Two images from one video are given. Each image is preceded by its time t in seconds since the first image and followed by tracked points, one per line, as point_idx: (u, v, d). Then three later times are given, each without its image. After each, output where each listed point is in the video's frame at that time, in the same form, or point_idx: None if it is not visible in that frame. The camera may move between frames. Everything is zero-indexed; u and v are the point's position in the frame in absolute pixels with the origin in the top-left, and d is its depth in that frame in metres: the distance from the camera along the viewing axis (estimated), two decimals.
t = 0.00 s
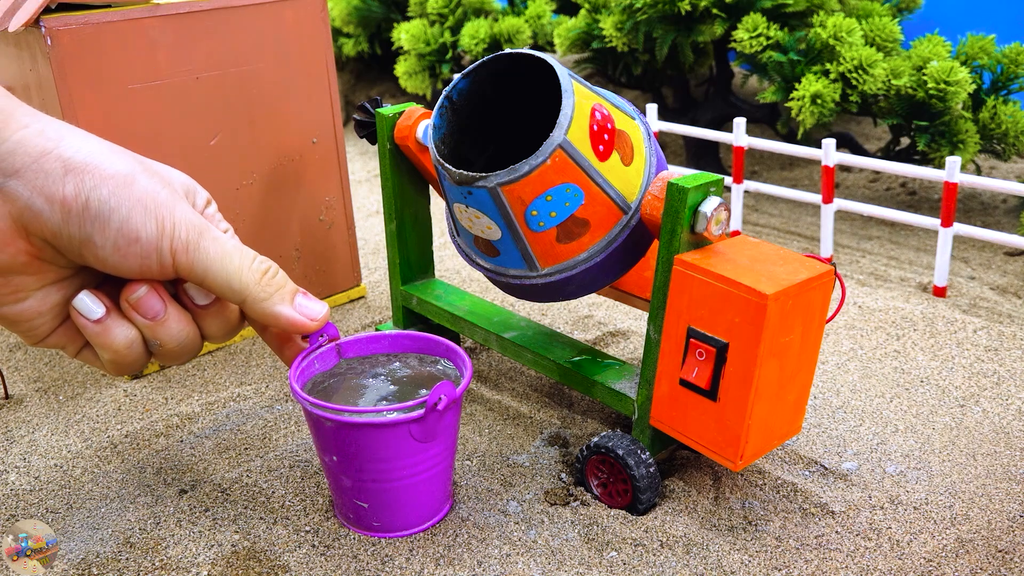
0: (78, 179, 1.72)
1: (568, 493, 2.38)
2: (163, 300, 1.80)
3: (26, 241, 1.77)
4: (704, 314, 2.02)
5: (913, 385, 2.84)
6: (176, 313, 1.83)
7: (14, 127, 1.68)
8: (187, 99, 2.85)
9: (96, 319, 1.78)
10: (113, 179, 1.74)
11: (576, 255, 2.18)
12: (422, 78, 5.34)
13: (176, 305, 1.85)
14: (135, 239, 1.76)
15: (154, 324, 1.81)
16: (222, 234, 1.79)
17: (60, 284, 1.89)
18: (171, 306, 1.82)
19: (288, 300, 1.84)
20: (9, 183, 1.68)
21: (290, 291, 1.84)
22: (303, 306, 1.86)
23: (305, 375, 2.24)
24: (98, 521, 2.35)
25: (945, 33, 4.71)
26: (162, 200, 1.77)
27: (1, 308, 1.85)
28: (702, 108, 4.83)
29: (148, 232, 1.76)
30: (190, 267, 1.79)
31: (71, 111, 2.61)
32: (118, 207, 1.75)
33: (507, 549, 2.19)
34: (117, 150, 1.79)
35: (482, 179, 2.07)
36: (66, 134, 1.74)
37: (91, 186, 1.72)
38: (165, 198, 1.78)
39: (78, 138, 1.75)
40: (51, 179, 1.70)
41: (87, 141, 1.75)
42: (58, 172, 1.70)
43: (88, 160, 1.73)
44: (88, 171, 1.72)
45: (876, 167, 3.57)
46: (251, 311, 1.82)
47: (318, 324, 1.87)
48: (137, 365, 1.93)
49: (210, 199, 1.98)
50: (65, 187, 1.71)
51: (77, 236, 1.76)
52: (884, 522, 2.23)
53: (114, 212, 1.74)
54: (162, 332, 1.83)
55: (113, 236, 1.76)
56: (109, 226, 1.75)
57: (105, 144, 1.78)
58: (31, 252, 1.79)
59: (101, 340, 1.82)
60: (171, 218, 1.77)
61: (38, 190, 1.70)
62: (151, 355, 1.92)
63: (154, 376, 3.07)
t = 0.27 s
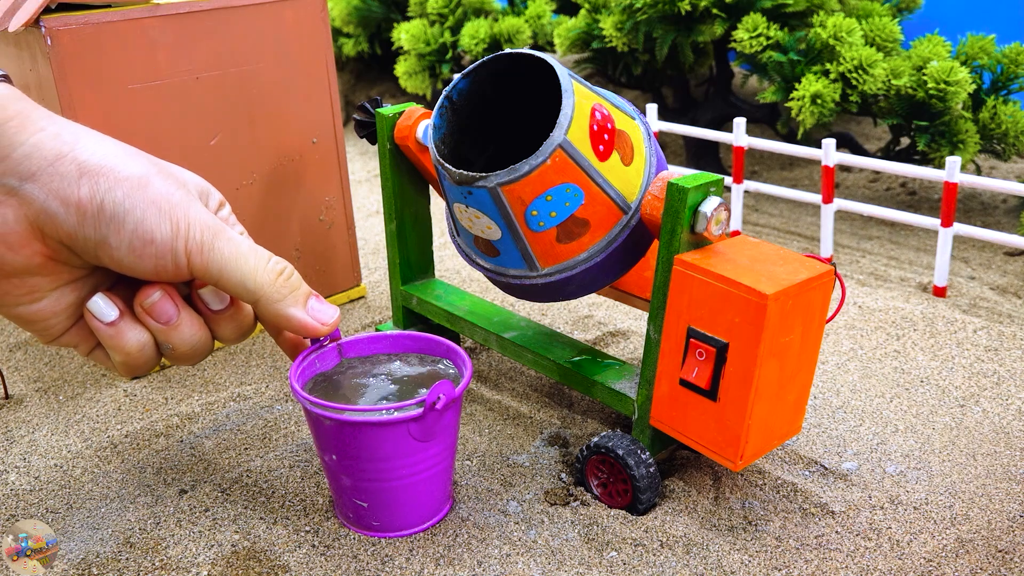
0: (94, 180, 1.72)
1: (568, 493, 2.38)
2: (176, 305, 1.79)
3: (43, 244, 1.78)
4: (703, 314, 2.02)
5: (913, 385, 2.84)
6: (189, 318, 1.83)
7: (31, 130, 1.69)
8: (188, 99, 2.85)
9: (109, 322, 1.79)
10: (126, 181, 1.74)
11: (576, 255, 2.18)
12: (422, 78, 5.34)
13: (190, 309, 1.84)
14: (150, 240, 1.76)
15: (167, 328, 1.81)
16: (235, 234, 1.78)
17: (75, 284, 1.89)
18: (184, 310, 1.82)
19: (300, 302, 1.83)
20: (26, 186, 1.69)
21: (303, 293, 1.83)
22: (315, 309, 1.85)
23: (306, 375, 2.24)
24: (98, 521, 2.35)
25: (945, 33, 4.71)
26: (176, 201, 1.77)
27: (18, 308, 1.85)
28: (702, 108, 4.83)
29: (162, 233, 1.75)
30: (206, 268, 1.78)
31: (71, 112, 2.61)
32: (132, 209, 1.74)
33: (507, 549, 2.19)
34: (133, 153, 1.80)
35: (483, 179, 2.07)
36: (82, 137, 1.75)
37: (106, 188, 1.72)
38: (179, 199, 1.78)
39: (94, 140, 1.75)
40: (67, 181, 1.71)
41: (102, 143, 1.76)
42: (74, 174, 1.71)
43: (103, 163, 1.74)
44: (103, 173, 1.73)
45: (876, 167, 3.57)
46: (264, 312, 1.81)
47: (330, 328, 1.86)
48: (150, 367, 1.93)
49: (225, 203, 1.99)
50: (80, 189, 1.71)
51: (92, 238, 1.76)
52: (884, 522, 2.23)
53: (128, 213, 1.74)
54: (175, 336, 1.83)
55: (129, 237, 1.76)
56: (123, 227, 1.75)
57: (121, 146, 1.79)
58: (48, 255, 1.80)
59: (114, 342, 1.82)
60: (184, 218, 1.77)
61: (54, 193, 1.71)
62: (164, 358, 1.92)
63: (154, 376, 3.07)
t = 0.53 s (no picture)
0: (98, 186, 1.71)
1: (568, 493, 2.38)
2: (181, 300, 1.81)
3: (48, 244, 1.77)
4: (704, 314, 2.02)
5: (913, 385, 2.84)
6: (194, 312, 1.85)
7: (35, 132, 1.67)
8: (188, 99, 2.85)
9: (117, 320, 1.80)
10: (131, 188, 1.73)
11: (576, 255, 2.18)
12: (422, 78, 5.35)
13: (194, 304, 1.86)
14: (153, 248, 1.76)
15: (173, 323, 1.83)
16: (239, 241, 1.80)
17: (85, 284, 1.90)
18: (189, 305, 1.84)
19: (300, 306, 1.87)
20: (30, 189, 1.67)
21: (303, 300, 1.87)
22: (313, 314, 1.89)
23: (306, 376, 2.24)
24: (98, 521, 2.35)
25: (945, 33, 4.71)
26: (180, 207, 1.77)
27: (25, 309, 1.86)
28: (702, 108, 4.84)
29: (166, 240, 1.76)
30: (208, 275, 1.79)
31: (71, 111, 2.61)
32: (136, 216, 1.74)
33: (507, 549, 2.19)
34: (138, 154, 1.78)
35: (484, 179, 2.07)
36: (86, 139, 1.73)
37: (111, 194, 1.71)
38: (183, 205, 1.78)
39: (98, 143, 1.74)
40: (71, 186, 1.69)
41: (107, 146, 1.74)
42: (79, 179, 1.69)
43: (107, 167, 1.72)
44: (108, 178, 1.71)
45: (876, 167, 3.57)
46: (265, 315, 1.85)
47: (328, 333, 1.90)
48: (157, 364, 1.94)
49: (229, 197, 1.98)
50: (85, 195, 1.70)
51: (95, 242, 1.75)
52: (884, 522, 2.23)
53: (132, 220, 1.74)
54: (181, 331, 1.85)
55: (132, 244, 1.75)
56: (127, 234, 1.74)
57: (125, 147, 1.77)
58: (54, 255, 1.80)
59: (123, 340, 1.83)
60: (188, 226, 1.77)
61: (58, 198, 1.69)
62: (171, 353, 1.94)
63: (154, 376, 3.07)
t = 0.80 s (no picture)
0: (101, 194, 1.69)
1: (568, 493, 2.38)
2: (183, 301, 1.84)
3: (52, 246, 1.77)
4: (704, 314, 2.02)
5: (913, 385, 2.84)
6: (196, 313, 1.87)
7: (38, 136, 1.65)
8: (188, 99, 2.85)
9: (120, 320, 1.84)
10: (134, 196, 1.72)
11: (576, 255, 2.18)
12: (422, 78, 5.35)
13: (196, 305, 1.88)
14: (154, 256, 1.76)
15: (175, 324, 1.85)
16: (241, 248, 1.80)
17: (89, 285, 1.90)
18: (191, 307, 1.87)
19: (300, 307, 1.88)
20: (32, 194, 1.66)
21: (303, 301, 1.88)
22: (313, 314, 1.91)
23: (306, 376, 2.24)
24: (98, 521, 2.35)
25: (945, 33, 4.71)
26: (182, 215, 1.77)
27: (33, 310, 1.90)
28: (702, 108, 4.84)
29: (168, 248, 1.75)
30: (209, 280, 1.80)
31: (71, 112, 2.61)
32: (139, 224, 1.73)
33: (507, 549, 2.19)
34: (141, 157, 1.76)
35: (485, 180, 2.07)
36: (89, 142, 1.70)
37: (113, 203, 1.70)
38: (186, 212, 1.77)
39: (101, 146, 1.71)
40: (73, 194, 1.68)
41: (111, 150, 1.72)
42: (82, 186, 1.68)
43: (110, 173, 1.70)
44: (110, 186, 1.70)
45: (876, 167, 3.57)
46: (266, 316, 1.87)
47: (327, 333, 1.93)
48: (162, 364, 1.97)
49: (233, 194, 1.98)
50: (87, 203, 1.69)
51: (96, 247, 1.75)
52: (884, 522, 2.23)
53: (134, 228, 1.73)
54: (183, 332, 1.87)
55: (133, 252, 1.75)
56: (129, 243, 1.74)
57: (128, 149, 1.75)
58: (59, 258, 1.80)
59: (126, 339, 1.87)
60: (190, 236, 1.76)
61: (60, 204, 1.68)
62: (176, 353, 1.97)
63: (154, 376, 3.07)
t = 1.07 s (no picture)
0: (93, 199, 1.69)
1: (568, 493, 2.38)
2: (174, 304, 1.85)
3: (44, 250, 1.77)
4: (704, 314, 2.02)
5: (913, 385, 2.84)
6: (188, 316, 1.89)
7: (30, 140, 1.65)
8: (188, 99, 2.85)
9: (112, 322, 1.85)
10: (127, 200, 1.72)
11: (576, 255, 2.18)
12: (422, 78, 5.34)
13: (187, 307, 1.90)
14: (147, 262, 1.77)
15: (166, 327, 1.87)
16: (233, 251, 1.82)
17: (80, 288, 1.89)
18: (182, 309, 1.88)
19: (291, 307, 1.93)
20: (24, 198, 1.66)
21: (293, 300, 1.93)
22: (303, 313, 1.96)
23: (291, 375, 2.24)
24: (98, 521, 2.35)
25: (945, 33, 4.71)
26: (175, 218, 1.77)
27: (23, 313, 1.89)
28: (703, 108, 4.84)
29: (161, 253, 1.76)
30: (202, 283, 1.83)
31: (71, 111, 2.61)
32: (132, 229, 1.74)
33: (507, 549, 2.19)
34: (133, 160, 1.76)
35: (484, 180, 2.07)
36: (81, 146, 1.70)
37: (105, 208, 1.71)
38: (178, 216, 1.78)
39: (93, 150, 1.71)
40: (66, 199, 1.68)
41: (104, 154, 1.72)
42: (75, 191, 1.68)
43: (103, 178, 1.70)
44: (103, 190, 1.70)
45: (876, 167, 3.57)
46: (256, 314, 1.91)
47: (316, 331, 1.99)
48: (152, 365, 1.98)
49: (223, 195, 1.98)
50: (80, 207, 1.69)
51: (88, 252, 1.75)
52: (884, 522, 2.23)
53: (126, 234, 1.73)
54: (175, 334, 1.89)
55: (125, 257, 1.75)
56: (120, 248, 1.74)
57: (119, 152, 1.75)
58: (51, 260, 1.79)
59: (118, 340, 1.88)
60: (183, 240, 1.77)
61: (53, 208, 1.68)
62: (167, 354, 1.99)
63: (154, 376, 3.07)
